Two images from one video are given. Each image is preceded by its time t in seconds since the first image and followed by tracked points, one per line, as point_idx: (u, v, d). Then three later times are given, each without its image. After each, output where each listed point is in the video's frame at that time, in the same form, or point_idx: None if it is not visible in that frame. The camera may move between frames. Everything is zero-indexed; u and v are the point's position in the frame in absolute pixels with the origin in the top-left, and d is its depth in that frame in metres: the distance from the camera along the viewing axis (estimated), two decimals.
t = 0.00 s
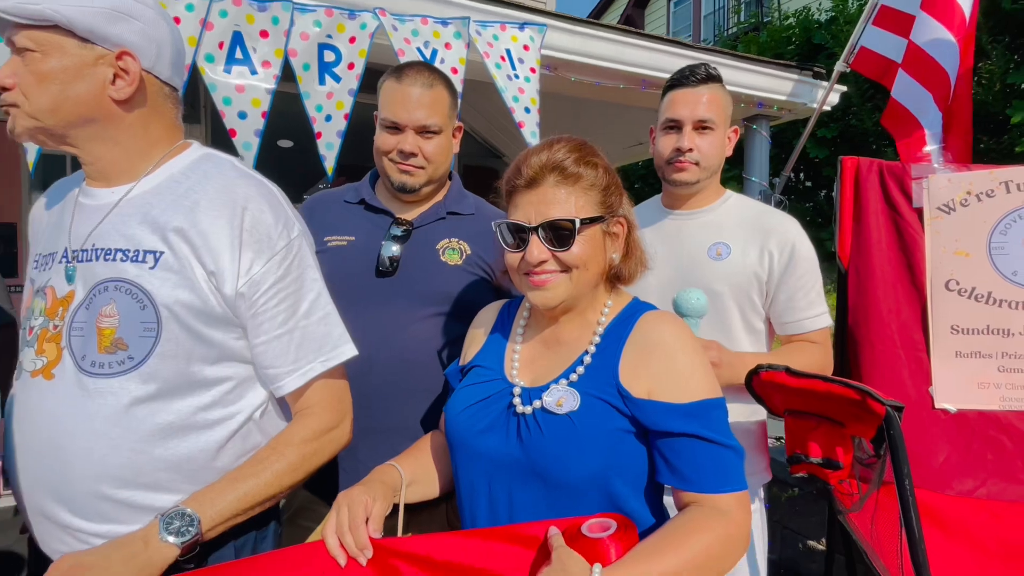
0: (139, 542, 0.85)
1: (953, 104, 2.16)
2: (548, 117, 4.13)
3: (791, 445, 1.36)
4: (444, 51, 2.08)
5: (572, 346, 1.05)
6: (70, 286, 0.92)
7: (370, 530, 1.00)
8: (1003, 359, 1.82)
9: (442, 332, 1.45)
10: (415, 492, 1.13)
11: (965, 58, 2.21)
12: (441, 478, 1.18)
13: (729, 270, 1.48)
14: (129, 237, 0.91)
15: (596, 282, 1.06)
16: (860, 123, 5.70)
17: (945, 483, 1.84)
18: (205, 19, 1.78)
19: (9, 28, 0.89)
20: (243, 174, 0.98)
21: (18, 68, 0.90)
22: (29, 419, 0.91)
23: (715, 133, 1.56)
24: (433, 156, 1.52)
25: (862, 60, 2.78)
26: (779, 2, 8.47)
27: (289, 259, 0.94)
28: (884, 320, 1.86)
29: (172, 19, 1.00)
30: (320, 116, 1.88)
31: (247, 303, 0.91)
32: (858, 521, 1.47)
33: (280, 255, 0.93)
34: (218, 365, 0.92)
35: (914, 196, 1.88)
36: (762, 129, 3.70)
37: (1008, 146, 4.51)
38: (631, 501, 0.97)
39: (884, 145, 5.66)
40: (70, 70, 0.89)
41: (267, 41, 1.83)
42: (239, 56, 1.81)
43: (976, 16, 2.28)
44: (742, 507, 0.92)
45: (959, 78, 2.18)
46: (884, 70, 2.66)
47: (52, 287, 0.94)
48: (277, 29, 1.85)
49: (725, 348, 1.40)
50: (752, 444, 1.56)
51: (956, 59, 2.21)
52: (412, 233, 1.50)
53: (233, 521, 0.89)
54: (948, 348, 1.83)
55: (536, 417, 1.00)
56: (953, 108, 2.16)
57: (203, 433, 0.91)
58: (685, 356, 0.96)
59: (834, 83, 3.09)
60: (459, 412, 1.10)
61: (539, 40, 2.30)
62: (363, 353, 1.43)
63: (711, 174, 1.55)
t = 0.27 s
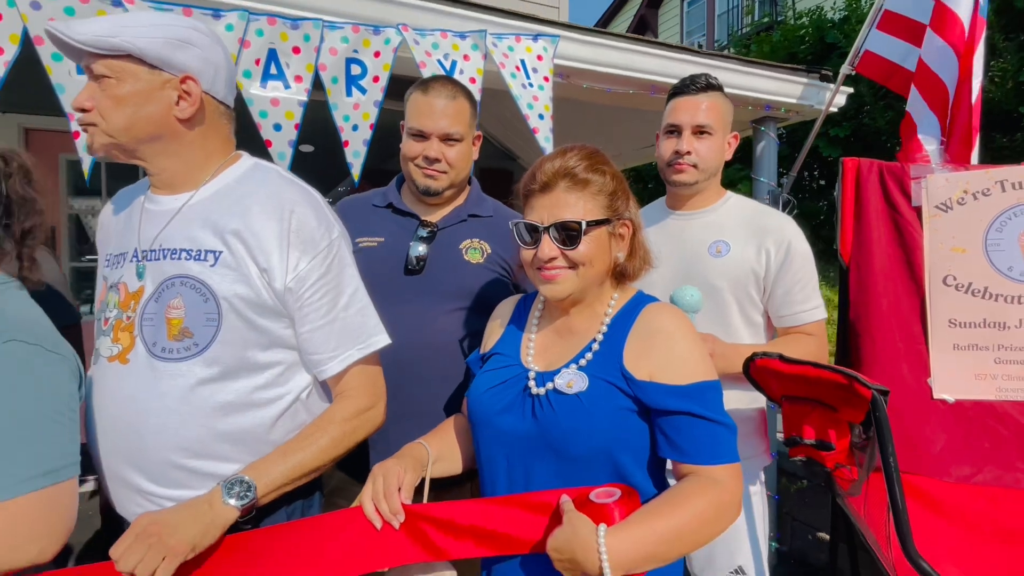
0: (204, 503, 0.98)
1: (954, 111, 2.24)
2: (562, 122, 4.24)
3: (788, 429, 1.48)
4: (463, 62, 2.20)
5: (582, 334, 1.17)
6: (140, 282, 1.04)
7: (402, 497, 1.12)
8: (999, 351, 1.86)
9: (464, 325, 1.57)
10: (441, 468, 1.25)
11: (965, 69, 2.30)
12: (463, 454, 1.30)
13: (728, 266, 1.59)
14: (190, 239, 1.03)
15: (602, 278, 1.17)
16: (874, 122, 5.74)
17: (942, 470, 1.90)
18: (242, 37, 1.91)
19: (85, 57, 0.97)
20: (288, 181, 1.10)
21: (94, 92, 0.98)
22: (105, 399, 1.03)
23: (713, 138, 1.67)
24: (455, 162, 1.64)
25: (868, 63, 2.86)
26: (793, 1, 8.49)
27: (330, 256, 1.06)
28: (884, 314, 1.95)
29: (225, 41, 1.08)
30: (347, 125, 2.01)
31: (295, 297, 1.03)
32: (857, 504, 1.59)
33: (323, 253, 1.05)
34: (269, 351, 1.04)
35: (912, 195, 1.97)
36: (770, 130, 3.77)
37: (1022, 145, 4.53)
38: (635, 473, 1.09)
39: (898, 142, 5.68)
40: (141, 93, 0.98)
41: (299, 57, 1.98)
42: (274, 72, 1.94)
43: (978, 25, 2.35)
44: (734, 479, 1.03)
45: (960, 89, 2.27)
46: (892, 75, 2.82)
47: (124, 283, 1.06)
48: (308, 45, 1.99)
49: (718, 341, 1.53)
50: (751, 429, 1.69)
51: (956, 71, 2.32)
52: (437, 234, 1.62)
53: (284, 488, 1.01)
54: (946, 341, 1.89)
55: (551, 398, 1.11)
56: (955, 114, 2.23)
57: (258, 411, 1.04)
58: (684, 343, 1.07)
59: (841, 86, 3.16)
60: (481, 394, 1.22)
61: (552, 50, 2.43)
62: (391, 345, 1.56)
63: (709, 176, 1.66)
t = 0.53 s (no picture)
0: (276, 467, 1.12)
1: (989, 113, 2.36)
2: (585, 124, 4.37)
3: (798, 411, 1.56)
4: (492, 71, 2.35)
5: (606, 323, 1.25)
6: (217, 274, 1.19)
7: (445, 466, 1.26)
8: (1011, 342, 1.94)
9: (497, 316, 1.74)
10: (479, 444, 1.39)
11: (982, 73, 2.46)
12: (497, 432, 1.43)
13: (742, 260, 1.70)
14: (261, 236, 1.18)
15: (614, 275, 1.23)
16: (898, 118, 5.77)
17: (952, 455, 1.96)
18: (292, 53, 2.07)
19: (173, 79, 1.11)
20: (344, 185, 1.24)
21: (180, 109, 1.13)
22: (188, 376, 1.17)
23: (727, 139, 1.77)
24: (489, 165, 1.79)
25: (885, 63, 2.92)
26: None
27: (382, 252, 1.20)
28: (896, 307, 2.01)
29: (290, 63, 1.22)
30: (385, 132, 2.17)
31: (352, 287, 1.17)
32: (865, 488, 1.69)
33: (376, 249, 1.19)
34: (330, 334, 1.18)
35: (925, 191, 2.01)
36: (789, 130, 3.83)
37: None
38: (654, 446, 1.21)
39: (922, 138, 5.69)
40: (222, 110, 1.12)
41: (342, 69, 2.14)
42: (319, 84, 2.12)
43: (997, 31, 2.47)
44: (745, 451, 1.14)
45: (977, 94, 2.44)
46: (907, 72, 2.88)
47: (203, 275, 1.20)
48: (350, 59, 2.16)
49: (730, 329, 1.65)
50: (764, 413, 1.80)
51: (971, 75, 2.49)
52: (473, 233, 1.78)
53: (343, 455, 1.15)
54: (958, 332, 1.96)
55: (577, 378, 1.21)
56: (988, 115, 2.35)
57: (321, 387, 1.18)
58: (699, 329, 1.17)
59: (858, 84, 3.22)
60: (513, 375, 1.33)
61: (575, 57, 2.55)
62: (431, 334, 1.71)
63: (724, 175, 1.76)
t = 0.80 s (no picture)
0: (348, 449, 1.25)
1: None
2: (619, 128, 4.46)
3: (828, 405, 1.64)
4: (530, 82, 2.47)
5: (646, 321, 1.35)
6: (294, 277, 1.33)
7: (496, 451, 1.38)
8: None
9: (540, 315, 1.88)
10: (525, 432, 1.51)
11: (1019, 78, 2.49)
12: (541, 422, 1.54)
13: (771, 261, 1.78)
14: (332, 243, 1.31)
15: (649, 278, 1.32)
16: (938, 114, 5.71)
17: (986, 450, 2.00)
18: (346, 69, 2.21)
19: (257, 103, 1.24)
20: (403, 195, 1.37)
21: (263, 130, 1.26)
22: (269, 369, 1.31)
23: (757, 145, 1.85)
24: (532, 173, 1.91)
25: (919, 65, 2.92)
26: None
27: (438, 256, 1.33)
28: (927, 306, 2.05)
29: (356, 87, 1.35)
30: (433, 142, 2.33)
31: (412, 288, 1.30)
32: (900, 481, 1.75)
33: (433, 253, 1.32)
34: (392, 330, 1.31)
35: (957, 192, 2.05)
36: (823, 130, 3.88)
37: None
38: (690, 436, 1.30)
39: (963, 134, 5.63)
40: (299, 130, 1.25)
41: (392, 84, 2.28)
42: (372, 99, 2.27)
43: None
44: (776, 440, 1.22)
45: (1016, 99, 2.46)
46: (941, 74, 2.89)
47: (282, 279, 1.35)
48: (398, 74, 2.29)
49: (761, 328, 1.74)
50: (794, 407, 1.88)
51: (1006, 79, 2.53)
52: (517, 238, 1.92)
53: (407, 438, 1.27)
54: (991, 330, 1.98)
55: (618, 372, 1.31)
56: None
57: (385, 378, 1.31)
58: (732, 327, 1.26)
59: (893, 84, 3.23)
60: (557, 368, 1.43)
61: (609, 67, 2.66)
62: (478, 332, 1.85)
63: (755, 179, 1.85)
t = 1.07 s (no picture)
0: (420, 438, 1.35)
1: None
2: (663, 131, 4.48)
3: (880, 404, 1.65)
4: (579, 89, 2.54)
5: (702, 323, 1.41)
6: (370, 280, 1.44)
7: (556, 443, 1.47)
8: None
9: (594, 316, 1.96)
10: (581, 426, 1.58)
11: None
12: (596, 418, 1.61)
13: (823, 262, 1.81)
14: (405, 249, 1.41)
15: (707, 281, 1.38)
16: (995, 109, 5.54)
17: None
18: (406, 81, 2.36)
19: (344, 127, 1.33)
20: (468, 203, 1.46)
21: (346, 150, 1.36)
22: (347, 365, 1.42)
23: (808, 148, 1.87)
24: (583, 179, 1.99)
25: (976, 62, 3.02)
26: None
27: (500, 260, 1.41)
28: (983, 307, 2.04)
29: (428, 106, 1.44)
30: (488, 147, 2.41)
31: (477, 291, 1.38)
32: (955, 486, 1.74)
33: (495, 258, 1.40)
34: (458, 330, 1.40)
35: (1013, 191, 2.03)
36: (873, 129, 3.82)
37: None
38: (745, 433, 1.36)
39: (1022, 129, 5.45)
40: (382, 150, 1.35)
41: (448, 94, 2.41)
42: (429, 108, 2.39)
43: None
44: (832, 438, 1.28)
45: None
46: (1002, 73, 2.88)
47: (359, 281, 1.46)
48: (454, 85, 2.42)
49: (814, 329, 1.76)
50: (846, 407, 1.91)
51: None
52: (570, 241, 2.00)
53: (476, 429, 1.36)
54: None
55: (676, 370, 1.37)
56: None
57: (453, 374, 1.40)
58: (789, 329, 1.32)
59: (947, 82, 3.18)
60: (614, 366, 1.50)
61: (656, 72, 2.70)
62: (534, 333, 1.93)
63: (806, 181, 1.88)
